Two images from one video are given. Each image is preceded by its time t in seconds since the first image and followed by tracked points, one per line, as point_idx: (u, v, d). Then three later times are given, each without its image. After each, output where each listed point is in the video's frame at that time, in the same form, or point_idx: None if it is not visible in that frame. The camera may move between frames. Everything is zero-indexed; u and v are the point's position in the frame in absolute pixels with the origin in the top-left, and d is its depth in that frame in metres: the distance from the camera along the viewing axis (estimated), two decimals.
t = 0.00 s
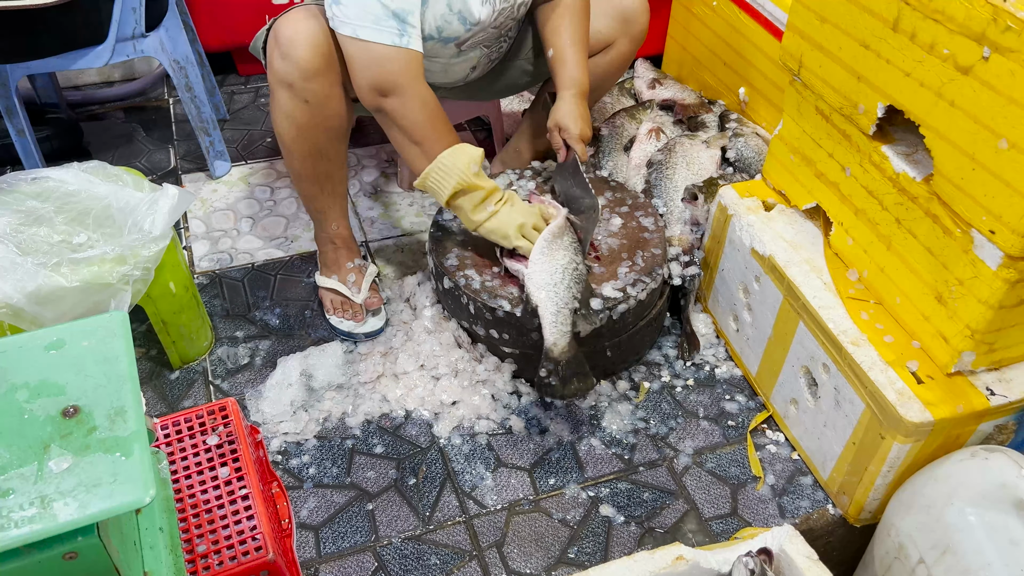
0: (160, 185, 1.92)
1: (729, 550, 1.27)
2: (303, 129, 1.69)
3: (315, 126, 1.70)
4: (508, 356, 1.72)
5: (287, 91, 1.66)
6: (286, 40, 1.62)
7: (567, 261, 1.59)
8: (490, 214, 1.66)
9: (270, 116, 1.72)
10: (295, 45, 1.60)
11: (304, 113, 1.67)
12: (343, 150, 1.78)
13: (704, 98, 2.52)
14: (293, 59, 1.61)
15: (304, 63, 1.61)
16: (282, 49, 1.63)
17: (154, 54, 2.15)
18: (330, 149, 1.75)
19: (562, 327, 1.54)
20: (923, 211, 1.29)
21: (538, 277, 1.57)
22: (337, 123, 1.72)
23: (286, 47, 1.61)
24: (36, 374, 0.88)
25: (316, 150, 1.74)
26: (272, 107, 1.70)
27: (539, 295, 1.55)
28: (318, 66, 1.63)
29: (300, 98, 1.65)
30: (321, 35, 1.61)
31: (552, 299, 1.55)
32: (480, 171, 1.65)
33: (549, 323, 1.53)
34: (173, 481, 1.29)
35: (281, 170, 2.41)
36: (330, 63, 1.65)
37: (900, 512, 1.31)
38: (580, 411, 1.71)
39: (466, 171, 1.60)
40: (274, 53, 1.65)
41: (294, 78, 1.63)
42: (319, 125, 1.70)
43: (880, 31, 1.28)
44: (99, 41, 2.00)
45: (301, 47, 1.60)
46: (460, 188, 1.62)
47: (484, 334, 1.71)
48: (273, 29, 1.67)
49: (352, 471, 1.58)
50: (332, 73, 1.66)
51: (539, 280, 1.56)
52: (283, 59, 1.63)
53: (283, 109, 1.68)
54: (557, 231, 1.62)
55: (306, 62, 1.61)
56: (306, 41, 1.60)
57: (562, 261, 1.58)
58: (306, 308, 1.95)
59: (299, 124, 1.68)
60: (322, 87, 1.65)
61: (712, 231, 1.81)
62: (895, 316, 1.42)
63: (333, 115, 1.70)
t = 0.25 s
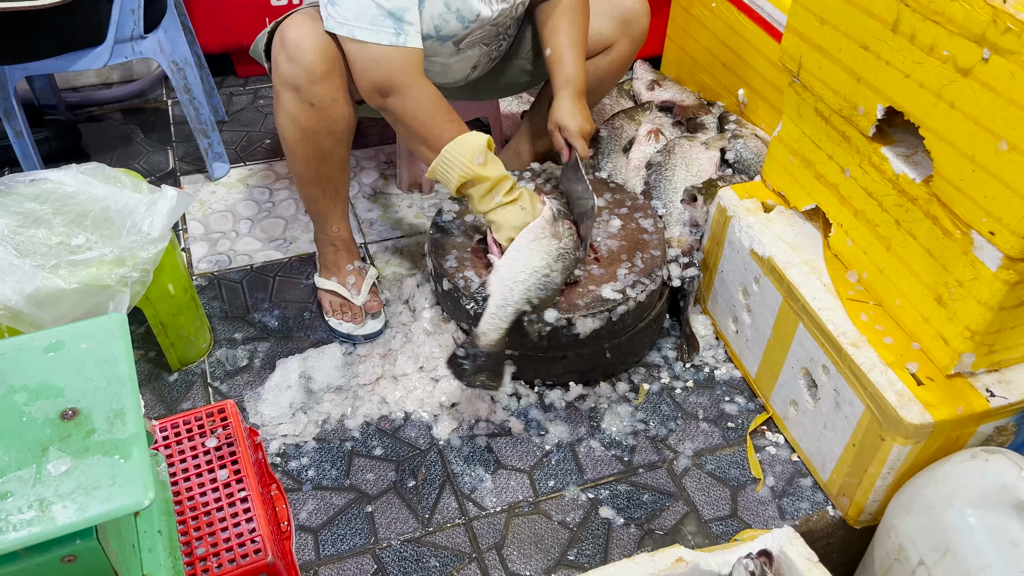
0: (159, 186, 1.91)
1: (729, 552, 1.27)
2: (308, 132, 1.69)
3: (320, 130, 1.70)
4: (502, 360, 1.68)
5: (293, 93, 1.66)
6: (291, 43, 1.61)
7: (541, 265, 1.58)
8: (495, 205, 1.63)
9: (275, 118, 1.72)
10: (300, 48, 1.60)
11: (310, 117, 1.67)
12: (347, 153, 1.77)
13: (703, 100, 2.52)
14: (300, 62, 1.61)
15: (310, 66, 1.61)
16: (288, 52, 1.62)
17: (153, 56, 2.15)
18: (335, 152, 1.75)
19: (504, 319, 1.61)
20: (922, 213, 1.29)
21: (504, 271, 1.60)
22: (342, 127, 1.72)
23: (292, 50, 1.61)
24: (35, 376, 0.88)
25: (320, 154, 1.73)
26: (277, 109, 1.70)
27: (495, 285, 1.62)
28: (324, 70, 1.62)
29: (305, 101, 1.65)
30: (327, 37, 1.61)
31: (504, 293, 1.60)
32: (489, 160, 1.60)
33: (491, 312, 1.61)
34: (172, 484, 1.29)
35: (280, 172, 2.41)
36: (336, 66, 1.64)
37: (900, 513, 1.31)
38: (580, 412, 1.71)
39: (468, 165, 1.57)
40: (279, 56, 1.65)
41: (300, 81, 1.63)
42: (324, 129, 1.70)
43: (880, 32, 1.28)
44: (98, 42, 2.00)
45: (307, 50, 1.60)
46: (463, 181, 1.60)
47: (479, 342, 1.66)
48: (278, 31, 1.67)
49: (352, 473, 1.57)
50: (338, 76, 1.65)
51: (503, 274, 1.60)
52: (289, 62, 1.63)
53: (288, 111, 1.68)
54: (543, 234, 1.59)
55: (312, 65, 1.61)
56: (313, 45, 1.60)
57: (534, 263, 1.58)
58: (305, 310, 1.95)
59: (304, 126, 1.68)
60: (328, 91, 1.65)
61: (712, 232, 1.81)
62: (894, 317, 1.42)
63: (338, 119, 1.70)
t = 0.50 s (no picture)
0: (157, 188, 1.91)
1: (727, 554, 1.27)
2: (307, 133, 1.69)
3: (319, 131, 1.69)
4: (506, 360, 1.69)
5: (293, 95, 1.66)
6: (291, 44, 1.62)
7: (535, 267, 1.54)
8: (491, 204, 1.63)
9: (275, 120, 1.72)
10: (300, 50, 1.61)
11: (309, 117, 1.67)
12: (347, 155, 1.77)
13: (701, 101, 2.52)
14: (299, 63, 1.62)
15: (310, 67, 1.62)
16: (288, 53, 1.63)
17: (151, 58, 2.15)
18: (335, 153, 1.74)
19: (500, 324, 1.54)
20: (920, 215, 1.29)
21: (499, 274, 1.55)
22: (343, 128, 1.72)
23: (292, 51, 1.62)
24: (34, 379, 0.88)
25: (320, 156, 1.73)
26: (277, 111, 1.71)
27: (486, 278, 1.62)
28: (324, 71, 1.63)
29: (305, 102, 1.66)
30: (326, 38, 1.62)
31: (499, 297, 1.54)
32: (480, 160, 1.59)
33: (487, 318, 1.55)
34: (171, 486, 1.29)
35: (279, 173, 2.41)
36: (336, 67, 1.65)
37: (898, 514, 1.31)
38: (579, 414, 1.71)
39: (458, 168, 1.57)
40: (280, 57, 1.66)
41: (300, 82, 1.63)
42: (323, 130, 1.69)
43: (878, 35, 1.29)
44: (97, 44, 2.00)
45: (307, 51, 1.61)
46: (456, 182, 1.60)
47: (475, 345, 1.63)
48: (279, 32, 1.67)
49: (350, 475, 1.57)
50: (337, 78, 1.65)
51: (499, 277, 1.55)
52: (288, 63, 1.63)
53: (288, 111, 1.68)
54: (536, 236, 1.56)
55: (312, 66, 1.62)
56: (314, 46, 1.61)
57: (528, 265, 1.54)
58: (303, 311, 1.95)
59: (304, 128, 1.69)
60: (327, 92, 1.65)
61: (710, 234, 1.81)
62: (892, 319, 1.42)
63: (338, 120, 1.70)
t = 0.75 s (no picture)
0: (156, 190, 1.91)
1: (726, 554, 1.28)
2: (300, 134, 1.69)
3: (312, 131, 1.70)
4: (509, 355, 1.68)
5: (285, 95, 1.67)
6: (283, 45, 1.63)
7: (530, 267, 1.55)
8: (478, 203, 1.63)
9: (268, 121, 1.73)
10: (292, 49, 1.62)
11: (302, 118, 1.68)
12: (341, 155, 1.77)
13: (699, 103, 2.53)
14: (291, 63, 1.63)
15: (302, 67, 1.62)
16: (279, 53, 1.64)
17: (150, 60, 2.15)
18: (329, 154, 1.75)
19: (496, 321, 1.55)
20: (917, 217, 1.30)
21: (494, 274, 1.56)
22: (335, 128, 1.72)
23: (283, 51, 1.63)
24: (34, 381, 0.88)
25: (315, 157, 1.73)
26: (270, 112, 1.71)
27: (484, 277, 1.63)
28: (316, 70, 1.64)
29: (297, 103, 1.66)
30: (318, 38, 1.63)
31: (494, 296, 1.55)
32: (468, 160, 1.60)
33: (481, 316, 1.56)
34: (170, 488, 1.29)
35: (277, 175, 2.41)
36: (329, 66, 1.66)
37: (896, 515, 1.32)
38: (577, 415, 1.71)
39: (444, 167, 1.58)
40: (271, 57, 1.67)
41: (292, 82, 1.64)
42: (316, 130, 1.70)
43: (874, 37, 1.29)
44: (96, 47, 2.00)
45: (299, 51, 1.62)
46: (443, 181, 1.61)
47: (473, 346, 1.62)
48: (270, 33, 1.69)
49: (349, 477, 1.57)
50: (329, 77, 1.66)
51: (495, 277, 1.56)
52: (280, 63, 1.64)
53: (280, 113, 1.69)
54: (532, 237, 1.57)
55: (304, 65, 1.63)
56: (304, 46, 1.62)
57: (523, 266, 1.55)
58: (301, 313, 1.95)
59: (296, 129, 1.69)
60: (319, 91, 1.65)
61: (708, 236, 1.82)
62: (889, 320, 1.43)
63: (331, 120, 1.70)
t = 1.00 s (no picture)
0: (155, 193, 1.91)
1: (726, 557, 1.28)
2: (294, 136, 1.70)
3: (305, 133, 1.70)
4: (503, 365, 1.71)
5: (278, 98, 1.67)
6: (275, 47, 1.64)
7: (524, 270, 1.56)
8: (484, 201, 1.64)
9: (263, 124, 1.73)
10: (284, 53, 1.63)
11: (295, 120, 1.68)
12: (336, 157, 1.77)
13: (698, 106, 2.53)
14: (283, 66, 1.63)
15: (294, 69, 1.63)
16: (271, 56, 1.64)
17: (149, 63, 2.15)
18: (323, 156, 1.75)
19: (482, 321, 1.56)
20: (916, 219, 1.30)
21: (487, 272, 1.57)
22: (329, 129, 1.72)
23: (275, 54, 1.64)
24: (34, 384, 0.88)
25: (309, 159, 1.74)
26: (264, 115, 1.72)
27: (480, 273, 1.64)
28: (309, 72, 1.64)
29: (290, 105, 1.67)
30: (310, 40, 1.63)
31: (484, 295, 1.56)
32: (476, 159, 1.64)
33: (468, 313, 1.57)
34: (170, 491, 1.29)
35: (276, 178, 2.41)
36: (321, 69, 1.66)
37: (895, 517, 1.32)
38: (577, 417, 1.71)
39: (457, 165, 1.60)
40: (264, 61, 1.67)
41: (284, 85, 1.64)
42: (310, 132, 1.70)
43: (872, 39, 1.30)
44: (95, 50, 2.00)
45: (291, 54, 1.62)
46: (454, 180, 1.63)
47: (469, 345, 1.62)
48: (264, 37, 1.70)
49: (349, 479, 1.57)
50: (322, 79, 1.66)
51: (487, 276, 1.57)
52: (272, 66, 1.65)
53: (274, 116, 1.70)
54: (530, 238, 1.56)
55: (296, 67, 1.63)
56: (297, 49, 1.62)
57: (517, 268, 1.56)
58: (301, 316, 1.95)
59: (290, 131, 1.69)
60: (312, 94, 1.66)
61: (707, 238, 1.82)
62: (888, 322, 1.43)
63: (325, 122, 1.70)
